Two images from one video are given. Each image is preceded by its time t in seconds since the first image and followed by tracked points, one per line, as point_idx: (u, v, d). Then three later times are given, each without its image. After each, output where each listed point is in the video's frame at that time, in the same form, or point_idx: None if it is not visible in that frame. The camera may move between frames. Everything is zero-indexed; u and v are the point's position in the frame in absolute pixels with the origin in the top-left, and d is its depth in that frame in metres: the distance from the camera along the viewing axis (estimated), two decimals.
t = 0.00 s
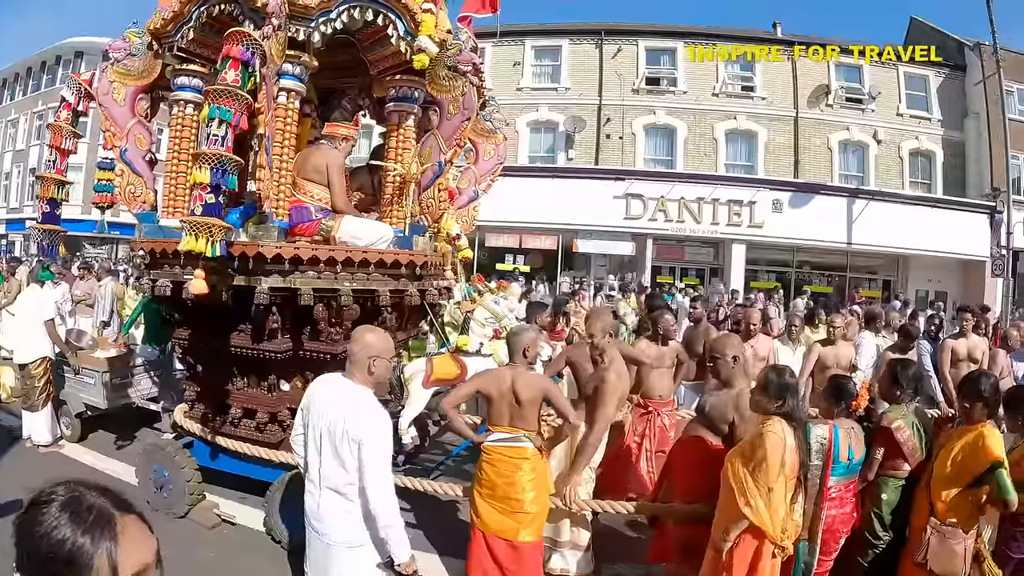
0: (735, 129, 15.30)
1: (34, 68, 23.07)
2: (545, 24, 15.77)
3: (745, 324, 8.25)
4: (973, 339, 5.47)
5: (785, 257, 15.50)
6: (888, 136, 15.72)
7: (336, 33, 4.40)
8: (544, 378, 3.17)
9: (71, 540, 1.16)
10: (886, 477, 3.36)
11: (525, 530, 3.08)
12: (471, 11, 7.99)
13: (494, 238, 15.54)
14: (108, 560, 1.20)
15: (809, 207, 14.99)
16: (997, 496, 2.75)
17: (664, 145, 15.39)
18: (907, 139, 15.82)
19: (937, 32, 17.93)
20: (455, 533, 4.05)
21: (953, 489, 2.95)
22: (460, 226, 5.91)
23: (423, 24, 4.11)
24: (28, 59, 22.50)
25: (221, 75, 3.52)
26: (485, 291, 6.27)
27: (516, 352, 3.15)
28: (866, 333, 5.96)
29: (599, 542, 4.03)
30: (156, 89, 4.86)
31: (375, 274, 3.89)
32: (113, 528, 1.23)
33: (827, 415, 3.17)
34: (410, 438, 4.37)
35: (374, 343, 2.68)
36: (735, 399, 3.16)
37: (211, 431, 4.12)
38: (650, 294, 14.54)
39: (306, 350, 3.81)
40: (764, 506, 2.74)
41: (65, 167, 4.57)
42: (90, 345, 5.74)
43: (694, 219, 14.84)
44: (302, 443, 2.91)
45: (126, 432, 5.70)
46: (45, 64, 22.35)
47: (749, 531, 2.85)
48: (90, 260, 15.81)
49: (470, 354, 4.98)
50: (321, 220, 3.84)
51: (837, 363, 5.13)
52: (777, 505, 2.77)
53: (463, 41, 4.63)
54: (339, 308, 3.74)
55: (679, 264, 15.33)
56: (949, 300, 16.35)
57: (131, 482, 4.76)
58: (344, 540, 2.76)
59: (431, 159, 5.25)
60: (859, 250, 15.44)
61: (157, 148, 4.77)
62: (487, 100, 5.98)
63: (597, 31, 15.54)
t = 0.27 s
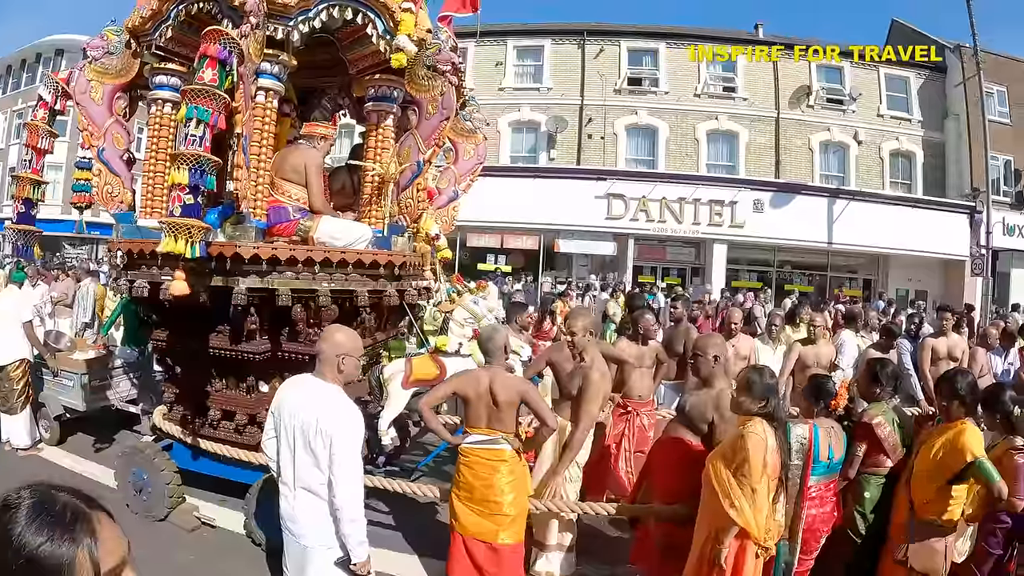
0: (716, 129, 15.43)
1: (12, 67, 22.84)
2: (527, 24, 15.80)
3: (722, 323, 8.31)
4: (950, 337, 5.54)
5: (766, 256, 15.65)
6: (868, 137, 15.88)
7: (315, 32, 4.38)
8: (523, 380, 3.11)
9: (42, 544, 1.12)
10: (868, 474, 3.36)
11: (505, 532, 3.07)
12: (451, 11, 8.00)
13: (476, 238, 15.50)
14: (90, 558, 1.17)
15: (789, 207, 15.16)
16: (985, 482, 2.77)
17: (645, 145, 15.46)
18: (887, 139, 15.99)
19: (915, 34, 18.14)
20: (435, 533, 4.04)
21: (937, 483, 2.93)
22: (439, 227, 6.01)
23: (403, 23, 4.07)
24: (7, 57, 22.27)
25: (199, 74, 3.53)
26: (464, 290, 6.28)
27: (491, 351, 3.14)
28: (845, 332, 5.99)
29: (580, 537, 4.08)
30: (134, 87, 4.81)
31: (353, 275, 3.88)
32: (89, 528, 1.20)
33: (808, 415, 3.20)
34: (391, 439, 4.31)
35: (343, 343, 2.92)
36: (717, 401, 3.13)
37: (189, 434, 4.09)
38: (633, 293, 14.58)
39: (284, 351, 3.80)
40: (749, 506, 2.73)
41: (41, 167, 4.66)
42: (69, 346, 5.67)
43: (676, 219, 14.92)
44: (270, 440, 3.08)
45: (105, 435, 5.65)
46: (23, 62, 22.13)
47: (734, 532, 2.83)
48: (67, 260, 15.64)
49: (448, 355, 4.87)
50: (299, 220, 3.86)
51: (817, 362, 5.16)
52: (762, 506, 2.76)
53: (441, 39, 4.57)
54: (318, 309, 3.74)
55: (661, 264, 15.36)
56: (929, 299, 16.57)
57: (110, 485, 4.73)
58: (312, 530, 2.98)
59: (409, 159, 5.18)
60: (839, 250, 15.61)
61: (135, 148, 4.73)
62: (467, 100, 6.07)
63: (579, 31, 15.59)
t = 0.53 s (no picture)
0: (699, 129, 15.49)
1: None
2: (510, 24, 15.81)
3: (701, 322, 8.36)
4: (929, 336, 5.59)
5: (747, 256, 15.80)
6: (850, 138, 16.03)
7: (296, 29, 4.32)
8: (504, 379, 3.11)
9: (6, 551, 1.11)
10: (851, 471, 3.33)
11: (488, 533, 3.05)
12: (432, 9, 8.01)
13: (458, 238, 15.47)
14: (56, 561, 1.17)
15: (771, 207, 15.21)
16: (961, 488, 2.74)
17: (628, 146, 15.52)
18: (868, 140, 16.14)
19: (894, 36, 18.34)
20: (417, 534, 4.02)
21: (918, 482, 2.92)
22: (420, 226, 6.04)
23: (384, 21, 4.04)
24: None
25: (177, 72, 3.48)
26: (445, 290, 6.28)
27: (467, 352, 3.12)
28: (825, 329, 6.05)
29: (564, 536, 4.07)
30: (114, 85, 4.76)
31: (334, 274, 3.85)
32: (64, 537, 1.20)
33: (789, 412, 3.21)
34: (370, 439, 4.20)
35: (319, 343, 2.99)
36: (698, 401, 3.11)
37: (169, 437, 4.06)
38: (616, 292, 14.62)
39: (264, 352, 3.78)
40: (733, 504, 2.73)
41: (18, 167, 4.53)
42: (47, 348, 5.61)
43: (658, 218, 14.94)
44: (243, 442, 3.12)
45: (85, 438, 5.60)
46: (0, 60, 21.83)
47: (717, 529, 2.82)
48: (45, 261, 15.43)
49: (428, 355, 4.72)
50: (278, 220, 3.79)
51: (798, 360, 5.19)
52: (747, 504, 2.77)
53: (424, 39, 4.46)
54: (298, 310, 3.71)
55: (643, 263, 15.51)
56: (909, 297, 16.77)
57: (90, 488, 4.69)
58: (286, 531, 3.02)
59: (388, 159, 5.10)
60: (821, 249, 15.74)
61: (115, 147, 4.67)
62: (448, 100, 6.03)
63: (561, 31, 15.63)
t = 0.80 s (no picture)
0: (682, 129, 15.57)
1: None
2: (493, 25, 15.83)
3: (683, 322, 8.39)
4: (911, 334, 5.65)
5: (730, 255, 15.84)
6: (832, 138, 16.15)
7: (277, 28, 4.22)
8: (486, 380, 3.10)
9: None
10: (834, 469, 3.33)
11: (473, 534, 3.04)
12: (414, 9, 8.03)
13: (441, 238, 15.45)
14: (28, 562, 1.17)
15: (753, 207, 15.36)
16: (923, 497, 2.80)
17: (610, 146, 15.58)
18: (850, 140, 16.27)
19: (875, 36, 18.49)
20: (402, 535, 4.01)
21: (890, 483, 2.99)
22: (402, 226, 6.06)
23: (366, 21, 4.05)
24: None
25: (158, 71, 3.60)
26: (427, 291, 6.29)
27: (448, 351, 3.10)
28: (807, 327, 6.10)
29: (547, 537, 4.06)
30: (95, 85, 4.73)
31: (314, 274, 3.82)
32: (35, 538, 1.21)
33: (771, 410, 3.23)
34: (354, 441, 4.20)
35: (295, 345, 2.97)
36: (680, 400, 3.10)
37: (151, 439, 4.04)
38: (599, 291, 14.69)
39: (246, 353, 3.75)
40: (723, 500, 2.72)
41: None
42: (28, 351, 5.57)
43: (640, 218, 15.01)
44: (225, 445, 3.11)
45: (68, 441, 5.56)
46: None
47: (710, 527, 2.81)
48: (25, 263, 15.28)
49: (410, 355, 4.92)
50: (259, 219, 3.80)
51: (781, 358, 5.21)
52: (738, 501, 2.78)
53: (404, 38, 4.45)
54: (279, 310, 3.67)
55: (626, 263, 15.49)
56: (891, 296, 16.93)
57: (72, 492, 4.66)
58: (267, 534, 3.00)
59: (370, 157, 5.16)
60: (803, 248, 15.86)
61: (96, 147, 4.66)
62: (430, 100, 6.07)
63: (545, 32, 15.67)
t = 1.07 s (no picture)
0: (664, 130, 15.63)
1: None
2: (476, 25, 15.82)
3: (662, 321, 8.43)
4: (892, 332, 5.69)
5: (714, 254, 15.92)
6: (813, 138, 16.27)
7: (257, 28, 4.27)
8: (468, 381, 3.07)
9: None
10: (818, 466, 3.31)
11: (456, 536, 3.02)
12: (397, 9, 8.03)
13: (423, 239, 15.43)
14: None
15: (735, 207, 15.43)
16: (894, 494, 2.87)
17: (593, 146, 15.62)
18: (832, 141, 16.41)
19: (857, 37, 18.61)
20: (385, 537, 3.99)
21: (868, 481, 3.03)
22: (383, 226, 6.07)
23: (347, 20, 4.01)
24: None
25: (137, 69, 3.64)
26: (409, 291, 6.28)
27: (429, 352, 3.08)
28: (788, 326, 6.14)
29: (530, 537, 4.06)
30: (75, 84, 4.71)
31: (295, 275, 3.80)
32: None
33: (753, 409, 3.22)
34: (336, 442, 4.07)
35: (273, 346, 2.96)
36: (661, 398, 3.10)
37: (131, 441, 4.00)
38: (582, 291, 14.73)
39: (226, 355, 3.74)
40: (705, 500, 2.72)
41: None
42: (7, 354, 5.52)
43: (622, 218, 15.05)
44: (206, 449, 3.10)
45: (49, 444, 5.51)
46: None
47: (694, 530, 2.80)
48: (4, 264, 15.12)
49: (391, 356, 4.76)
50: (239, 220, 3.77)
51: (763, 357, 5.24)
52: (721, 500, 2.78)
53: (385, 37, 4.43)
54: (260, 311, 3.65)
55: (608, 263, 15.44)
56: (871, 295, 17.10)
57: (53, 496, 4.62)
58: (247, 538, 2.97)
59: (351, 157, 5.10)
60: (785, 248, 15.97)
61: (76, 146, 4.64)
62: (412, 100, 6.06)
63: (528, 32, 15.66)
